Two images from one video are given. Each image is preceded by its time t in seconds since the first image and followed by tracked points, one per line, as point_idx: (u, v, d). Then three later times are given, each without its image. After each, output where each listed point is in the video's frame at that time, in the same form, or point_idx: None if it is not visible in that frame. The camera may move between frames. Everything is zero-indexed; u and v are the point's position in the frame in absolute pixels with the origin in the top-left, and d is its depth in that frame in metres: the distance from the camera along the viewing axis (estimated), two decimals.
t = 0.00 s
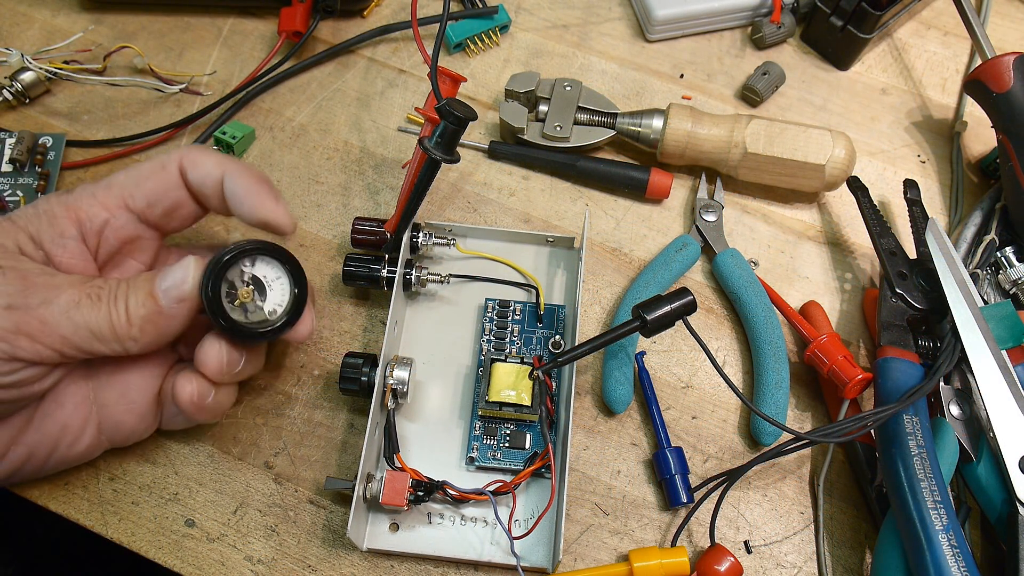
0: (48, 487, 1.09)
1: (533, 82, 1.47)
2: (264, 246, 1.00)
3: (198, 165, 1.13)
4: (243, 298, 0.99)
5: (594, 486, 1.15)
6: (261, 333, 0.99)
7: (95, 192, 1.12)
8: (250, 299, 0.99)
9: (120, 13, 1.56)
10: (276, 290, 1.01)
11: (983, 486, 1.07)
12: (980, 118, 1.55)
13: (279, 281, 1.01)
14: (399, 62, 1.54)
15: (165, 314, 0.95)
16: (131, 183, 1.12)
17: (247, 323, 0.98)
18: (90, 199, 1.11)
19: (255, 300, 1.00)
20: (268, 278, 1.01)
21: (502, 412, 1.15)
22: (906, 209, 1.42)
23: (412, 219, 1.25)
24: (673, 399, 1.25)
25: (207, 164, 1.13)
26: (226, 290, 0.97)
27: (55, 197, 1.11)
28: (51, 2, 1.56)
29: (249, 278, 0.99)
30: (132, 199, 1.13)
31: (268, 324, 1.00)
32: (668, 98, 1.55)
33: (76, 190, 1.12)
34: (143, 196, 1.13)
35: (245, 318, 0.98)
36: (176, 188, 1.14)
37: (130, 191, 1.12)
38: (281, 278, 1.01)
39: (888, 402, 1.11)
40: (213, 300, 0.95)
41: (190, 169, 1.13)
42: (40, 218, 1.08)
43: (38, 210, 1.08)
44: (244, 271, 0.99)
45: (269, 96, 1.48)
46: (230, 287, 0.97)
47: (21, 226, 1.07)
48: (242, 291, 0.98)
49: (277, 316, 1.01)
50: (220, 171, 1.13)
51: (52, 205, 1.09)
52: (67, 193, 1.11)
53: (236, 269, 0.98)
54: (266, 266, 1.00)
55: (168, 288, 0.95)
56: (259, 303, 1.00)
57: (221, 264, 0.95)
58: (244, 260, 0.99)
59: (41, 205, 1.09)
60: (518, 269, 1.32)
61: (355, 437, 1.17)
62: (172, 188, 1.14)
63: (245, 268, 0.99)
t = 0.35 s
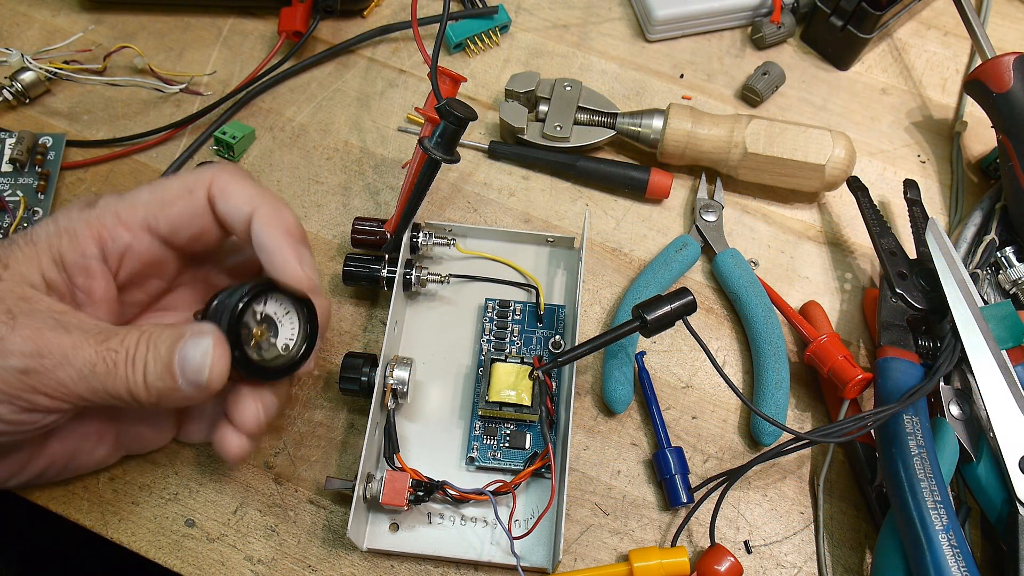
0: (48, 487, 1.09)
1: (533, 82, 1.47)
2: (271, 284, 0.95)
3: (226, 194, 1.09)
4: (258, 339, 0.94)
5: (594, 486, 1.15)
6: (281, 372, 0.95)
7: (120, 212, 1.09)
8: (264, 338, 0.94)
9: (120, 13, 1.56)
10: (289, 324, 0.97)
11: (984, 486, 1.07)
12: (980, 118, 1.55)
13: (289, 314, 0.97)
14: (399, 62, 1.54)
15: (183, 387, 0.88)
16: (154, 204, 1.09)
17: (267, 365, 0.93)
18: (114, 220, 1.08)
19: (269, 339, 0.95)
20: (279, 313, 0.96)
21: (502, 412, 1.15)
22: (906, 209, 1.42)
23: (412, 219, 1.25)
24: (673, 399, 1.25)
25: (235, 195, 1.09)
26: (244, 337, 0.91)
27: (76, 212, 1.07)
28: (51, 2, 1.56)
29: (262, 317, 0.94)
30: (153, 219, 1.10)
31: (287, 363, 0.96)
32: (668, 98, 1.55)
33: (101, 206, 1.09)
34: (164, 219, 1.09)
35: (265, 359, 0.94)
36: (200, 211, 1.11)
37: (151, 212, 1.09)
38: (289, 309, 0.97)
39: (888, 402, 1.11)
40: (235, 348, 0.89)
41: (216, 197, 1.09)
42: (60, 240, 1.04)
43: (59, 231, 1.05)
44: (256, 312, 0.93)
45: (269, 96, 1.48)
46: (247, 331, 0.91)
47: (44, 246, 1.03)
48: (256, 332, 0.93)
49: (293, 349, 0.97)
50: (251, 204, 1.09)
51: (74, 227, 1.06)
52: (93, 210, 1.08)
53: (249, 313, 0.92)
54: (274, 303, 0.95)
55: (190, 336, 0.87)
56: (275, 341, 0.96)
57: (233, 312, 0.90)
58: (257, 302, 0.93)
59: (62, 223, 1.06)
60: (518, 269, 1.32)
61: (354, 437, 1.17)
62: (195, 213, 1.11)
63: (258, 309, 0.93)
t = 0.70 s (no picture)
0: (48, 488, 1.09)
1: (533, 82, 1.47)
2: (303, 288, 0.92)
3: (262, 227, 1.01)
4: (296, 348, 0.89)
5: (594, 486, 1.15)
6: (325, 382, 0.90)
7: (124, 253, 0.95)
8: (306, 345, 0.89)
9: (120, 13, 1.56)
10: (330, 329, 0.91)
11: (984, 486, 1.07)
12: (980, 118, 1.55)
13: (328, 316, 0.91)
14: (399, 62, 1.54)
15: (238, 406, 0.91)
16: (166, 236, 0.97)
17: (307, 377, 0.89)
18: (118, 260, 0.95)
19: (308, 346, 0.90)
20: (313, 317, 0.90)
21: (502, 412, 1.15)
22: (906, 209, 1.42)
23: (412, 219, 1.25)
24: (673, 399, 1.25)
25: (271, 224, 1.01)
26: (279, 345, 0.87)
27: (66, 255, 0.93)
28: (51, 2, 1.56)
29: (296, 323, 0.89)
30: (169, 258, 0.97)
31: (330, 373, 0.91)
32: (668, 98, 1.55)
33: (92, 244, 0.94)
34: (185, 257, 0.98)
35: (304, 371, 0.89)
36: (227, 248, 1.01)
37: (163, 249, 0.97)
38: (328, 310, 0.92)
39: (888, 402, 1.11)
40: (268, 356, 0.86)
41: (251, 229, 1.00)
42: (61, 297, 0.92)
43: (55, 287, 0.92)
44: (289, 317, 0.89)
45: (269, 96, 1.48)
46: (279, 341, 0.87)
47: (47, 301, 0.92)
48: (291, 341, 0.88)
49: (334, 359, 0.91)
50: (295, 233, 1.02)
51: (73, 281, 0.92)
52: (85, 253, 0.93)
53: (281, 319, 0.88)
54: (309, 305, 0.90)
55: (240, 352, 0.89)
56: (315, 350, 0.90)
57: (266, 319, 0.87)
58: (288, 307, 0.89)
59: (56, 277, 0.92)
60: (518, 268, 1.32)
61: (355, 438, 1.17)
62: (221, 248, 1.01)
63: (289, 315, 0.89)
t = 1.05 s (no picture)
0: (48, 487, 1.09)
1: (533, 82, 1.47)
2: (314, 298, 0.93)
3: (280, 246, 0.95)
4: (322, 356, 0.90)
5: (594, 486, 1.15)
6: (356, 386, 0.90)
7: (143, 288, 0.88)
8: (332, 352, 0.91)
9: (120, 13, 1.56)
10: (350, 331, 0.92)
11: (984, 486, 1.07)
12: (980, 118, 1.55)
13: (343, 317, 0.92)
14: (399, 62, 1.54)
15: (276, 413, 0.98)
16: (184, 265, 0.89)
17: (337, 382, 0.90)
18: (138, 297, 0.88)
19: (332, 352, 0.91)
20: (332, 324, 0.92)
21: (502, 412, 1.15)
22: (906, 209, 1.42)
23: (412, 219, 1.25)
24: (673, 399, 1.25)
25: (289, 243, 0.95)
26: (305, 357, 0.90)
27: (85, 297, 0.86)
28: (51, 2, 1.56)
29: (316, 332, 0.91)
30: (188, 291, 0.90)
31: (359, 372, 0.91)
32: (668, 98, 1.55)
33: (111, 284, 0.87)
34: (206, 288, 0.91)
35: (336, 376, 0.91)
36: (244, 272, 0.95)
37: (182, 282, 0.89)
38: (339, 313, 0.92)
39: (888, 402, 1.11)
40: (299, 371, 0.89)
41: (268, 249, 0.94)
42: (86, 339, 0.87)
43: (79, 331, 0.86)
44: (306, 327, 0.90)
45: (269, 96, 1.48)
46: (304, 356, 0.90)
47: (74, 339, 0.87)
48: (316, 351, 0.90)
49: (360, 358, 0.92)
50: (315, 249, 0.97)
51: (96, 324, 0.87)
52: (106, 295, 0.86)
53: (298, 334, 0.89)
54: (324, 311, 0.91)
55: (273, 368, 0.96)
56: (341, 354, 0.91)
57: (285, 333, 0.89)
58: (303, 320, 0.90)
59: (80, 319, 0.86)
60: (518, 269, 1.32)
61: (354, 438, 1.17)
62: (241, 273, 0.94)
63: (306, 329, 0.90)
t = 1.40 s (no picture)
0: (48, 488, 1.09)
1: (533, 82, 1.47)
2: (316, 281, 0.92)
3: (284, 226, 0.97)
4: (330, 341, 0.92)
5: (594, 486, 1.15)
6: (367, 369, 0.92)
7: (147, 268, 0.88)
8: (340, 337, 0.92)
9: (120, 13, 1.56)
10: (354, 314, 0.92)
11: (984, 486, 1.07)
12: (980, 117, 1.55)
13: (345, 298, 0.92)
14: (399, 62, 1.54)
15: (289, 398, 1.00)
16: (188, 243, 0.90)
17: (348, 366, 0.92)
18: (144, 276, 0.88)
19: (339, 336, 0.92)
20: (337, 309, 0.92)
21: (502, 412, 1.15)
22: (906, 209, 1.42)
23: (412, 219, 1.25)
24: (673, 399, 1.25)
25: (293, 224, 0.97)
26: (314, 344, 0.92)
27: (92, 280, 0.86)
28: (51, 2, 1.56)
29: (320, 317, 0.91)
30: (192, 270, 0.91)
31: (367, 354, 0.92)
32: (668, 98, 1.55)
33: (117, 266, 0.87)
34: (210, 266, 0.92)
35: (347, 359, 0.93)
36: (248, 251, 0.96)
37: (186, 260, 0.90)
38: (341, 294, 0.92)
39: (888, 402, 1.11)
40: (309, 358, 0.92)
41: (272, 229, 0.96)
42: (94, 321, 0.87)
43: (86, 313, 0.86)
44: (310, 314, 0.91)
45: (269, 96, 1.48)
46: (313, 342, 0.92)
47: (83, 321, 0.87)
48: (324, 337, 0.92)
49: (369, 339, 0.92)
50: (318, 228, 0.99)
51: (103, 305, 0.87)
52: (111, 276, 0.87)
53: (304, 322, 0.90)
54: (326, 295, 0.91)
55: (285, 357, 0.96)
56: (349, 336, 0.92)
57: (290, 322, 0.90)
58: (306, 308, 0.90)
59: (85, 303, 0.86)
60: (518, 269, 1.32)
61: (354, 438, 1.16)
62: (243, 251, 0.95)
63: (310, 317, 0.91)
